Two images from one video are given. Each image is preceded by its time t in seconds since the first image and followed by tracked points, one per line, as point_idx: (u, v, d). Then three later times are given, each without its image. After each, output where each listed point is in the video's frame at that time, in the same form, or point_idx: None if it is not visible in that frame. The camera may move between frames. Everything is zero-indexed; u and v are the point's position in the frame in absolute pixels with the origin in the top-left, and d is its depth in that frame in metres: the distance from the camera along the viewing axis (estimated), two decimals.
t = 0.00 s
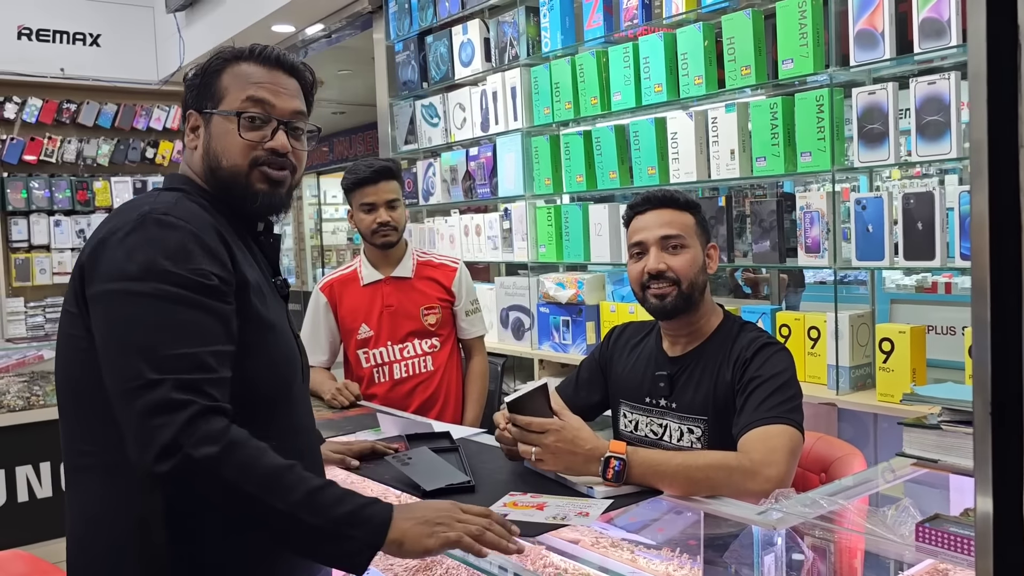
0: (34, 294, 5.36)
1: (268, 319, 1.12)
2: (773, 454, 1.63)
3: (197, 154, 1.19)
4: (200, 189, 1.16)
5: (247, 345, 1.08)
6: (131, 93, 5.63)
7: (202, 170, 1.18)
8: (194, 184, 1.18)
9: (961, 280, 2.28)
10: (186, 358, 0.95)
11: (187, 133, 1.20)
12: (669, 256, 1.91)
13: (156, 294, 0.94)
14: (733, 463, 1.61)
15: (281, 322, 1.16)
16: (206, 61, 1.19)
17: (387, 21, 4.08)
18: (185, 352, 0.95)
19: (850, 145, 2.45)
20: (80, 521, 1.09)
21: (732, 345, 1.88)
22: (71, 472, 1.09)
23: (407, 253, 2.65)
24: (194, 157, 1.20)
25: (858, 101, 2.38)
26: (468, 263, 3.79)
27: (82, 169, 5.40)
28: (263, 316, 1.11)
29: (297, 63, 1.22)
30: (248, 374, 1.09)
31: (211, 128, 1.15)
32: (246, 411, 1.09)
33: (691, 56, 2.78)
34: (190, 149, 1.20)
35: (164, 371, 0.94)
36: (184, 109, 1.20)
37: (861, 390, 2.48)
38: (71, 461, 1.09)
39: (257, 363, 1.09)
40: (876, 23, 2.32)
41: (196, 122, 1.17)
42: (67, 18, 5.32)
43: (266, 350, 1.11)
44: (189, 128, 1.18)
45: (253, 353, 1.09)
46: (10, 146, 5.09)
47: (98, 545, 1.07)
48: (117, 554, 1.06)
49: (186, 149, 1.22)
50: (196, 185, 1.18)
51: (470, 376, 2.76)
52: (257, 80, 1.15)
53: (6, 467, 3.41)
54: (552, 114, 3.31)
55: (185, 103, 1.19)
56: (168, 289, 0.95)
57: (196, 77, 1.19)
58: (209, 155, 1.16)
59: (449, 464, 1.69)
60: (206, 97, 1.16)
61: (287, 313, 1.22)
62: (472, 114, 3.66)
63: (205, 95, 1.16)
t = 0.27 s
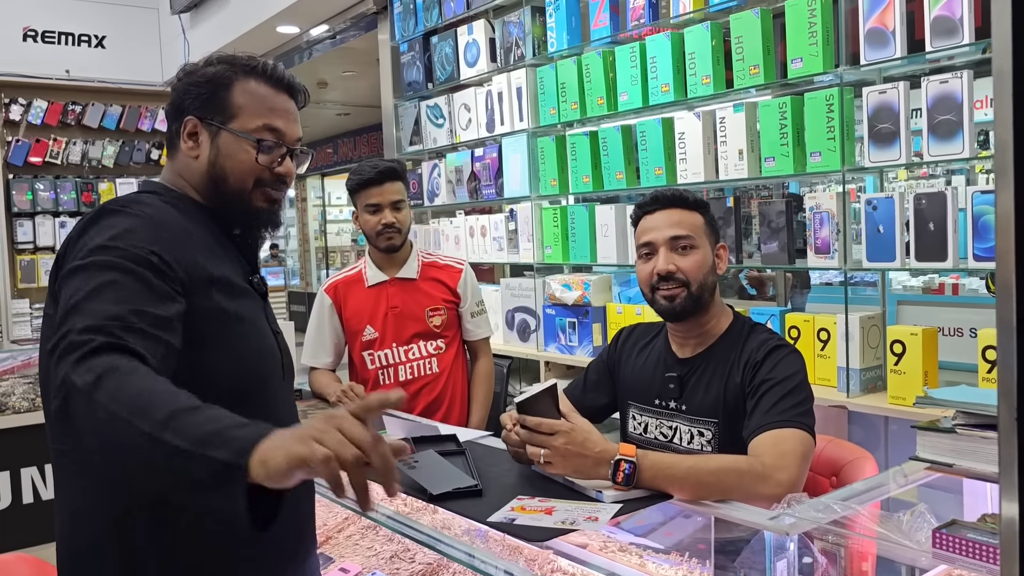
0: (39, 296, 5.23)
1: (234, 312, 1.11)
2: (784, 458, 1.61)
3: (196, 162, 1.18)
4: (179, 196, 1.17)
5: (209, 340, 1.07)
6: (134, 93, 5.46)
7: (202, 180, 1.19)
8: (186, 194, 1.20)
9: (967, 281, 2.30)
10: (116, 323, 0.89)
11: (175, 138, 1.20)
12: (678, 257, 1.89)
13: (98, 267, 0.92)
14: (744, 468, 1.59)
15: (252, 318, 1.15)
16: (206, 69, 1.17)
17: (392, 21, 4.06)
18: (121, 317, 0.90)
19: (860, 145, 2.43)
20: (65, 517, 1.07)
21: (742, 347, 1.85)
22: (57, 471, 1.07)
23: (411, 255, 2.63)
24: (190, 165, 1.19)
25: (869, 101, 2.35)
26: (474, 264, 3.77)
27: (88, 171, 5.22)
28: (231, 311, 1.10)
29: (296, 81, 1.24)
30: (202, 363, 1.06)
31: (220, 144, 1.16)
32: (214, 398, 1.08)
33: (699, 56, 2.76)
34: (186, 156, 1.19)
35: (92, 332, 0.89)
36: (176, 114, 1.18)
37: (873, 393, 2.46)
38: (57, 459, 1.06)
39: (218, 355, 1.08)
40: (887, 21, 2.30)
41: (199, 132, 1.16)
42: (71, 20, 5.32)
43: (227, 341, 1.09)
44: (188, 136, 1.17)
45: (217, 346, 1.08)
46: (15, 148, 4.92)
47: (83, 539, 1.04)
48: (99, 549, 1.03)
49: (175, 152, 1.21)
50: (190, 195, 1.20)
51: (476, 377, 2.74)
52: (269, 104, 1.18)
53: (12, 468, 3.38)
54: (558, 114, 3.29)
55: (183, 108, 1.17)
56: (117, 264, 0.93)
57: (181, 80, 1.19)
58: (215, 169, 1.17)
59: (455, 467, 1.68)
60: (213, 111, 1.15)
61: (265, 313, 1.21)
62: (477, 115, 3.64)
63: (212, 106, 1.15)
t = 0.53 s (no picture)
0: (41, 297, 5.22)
1: (231, 311, 1.12)
2: (792, 461, 1.59)
3: (196, 166, 1.17)
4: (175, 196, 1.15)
5: (207, 337, 1.08)
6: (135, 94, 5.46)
7: (201, 183, 1.18)
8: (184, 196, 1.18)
9: (970, 282, 2.30)
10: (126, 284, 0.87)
11: (169, 142, 1.19)
12: (684, 257, 1.87)
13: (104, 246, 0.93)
14: (753, 471, 1.57)
15: (248, 318, 1.16)
16: (202, 74, 1.17)
17: (394, 22, 4.05)
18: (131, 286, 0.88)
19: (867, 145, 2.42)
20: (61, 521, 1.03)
21: (748, 350, 1.84)
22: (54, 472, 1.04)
23: (414, 255, 2.62)
24: (188, 168, 1.18)
25: (877, 101, 2.34)
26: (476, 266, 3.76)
27: (90, 172, 5.17)
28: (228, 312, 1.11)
29: (290, 90, 1.26)
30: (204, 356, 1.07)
31: (223, 147, 1.15)
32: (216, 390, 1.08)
33: (704, 56, 2.75)
34: (184, 159, 1.17)
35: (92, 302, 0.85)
36: (175, 116, 1.17)
37: (880, 395, 2.45)
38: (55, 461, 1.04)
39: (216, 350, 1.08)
40: (895, 21, 2.28)
41: (200, 135, 1.15)
42: (72, 21, 5.30)
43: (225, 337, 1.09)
44: (188, 139, 1.15)
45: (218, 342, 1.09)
46: (16, 148, 4.91)
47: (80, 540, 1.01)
48: (98, 553, 0.99)
49: (172, 157, 1.19)
50: (189, 198, 1.18)
51: (479, 379, 2.71)
52: (271, 110, 1.19)
53: (13, 469, 3.37)
54: (562, 115, 3.28)
55: (184, 112, 1.16)
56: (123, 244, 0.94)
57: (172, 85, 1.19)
58: (217, 173, 1.16)
59: (461, 471, 1.66)
60: (216, 115, 1.15)
61: (258, 314, 1.21)
62: (480, 116, 3.63)
63: (214, 110, 1.15)
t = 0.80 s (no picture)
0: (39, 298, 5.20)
1: (224, 311, 1.11)
2: (794, 462, 1.58)
3: (200, 166, 1.16)
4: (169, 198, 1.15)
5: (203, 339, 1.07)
6: (135, 95, 5.44)
7: (205, 182, 1.17)
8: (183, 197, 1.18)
9: (968, 284, 2.32)
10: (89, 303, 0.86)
11: (161, 142, 1.18)
12: (677, 262, 1.86)
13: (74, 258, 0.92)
14: (755, 472, 1.56)
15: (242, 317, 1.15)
16: (192, 73, 1.16)
17: (394, 22, 4.05)
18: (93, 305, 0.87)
19: (868, 144, 2.42)
20: (57, 520, 1.03)
21: (746, 352, 1.83)
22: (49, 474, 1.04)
23: (414, 255, 2.61)
24: (191, 168, 1.16)
25: (878, 101, 2.34)
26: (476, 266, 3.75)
27: (89, 173, 5.18)
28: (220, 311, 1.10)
29: (283, 81, 1.25)
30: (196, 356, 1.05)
31: (226, 143, 1.14)
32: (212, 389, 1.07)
33: (705, 56, 2.75)
34: (187, 159, 1.16)
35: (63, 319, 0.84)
36: (170, 117, 1.16)
37: (881, 396, 2.45)
38: (51, 461, 1.02)
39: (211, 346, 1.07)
40: (897, 21, 2.28)
41: (200, 133, 1.14)
42: (71, 21, 5.29)
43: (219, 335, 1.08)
44: (189, 138, 1.14)
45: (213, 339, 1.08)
46: (15, 148, 4.89)
47: (78, 537, 1.01)
48: (91, 554, 1.00)
49: (172, 157, 1.17)
50: (190, 197, 1.18)
51: (479, 382, 2.70)
52: (267, 103, 1.18)
53: (11, 470, 3.35)
54: (563, 115, 3.27)
55: (179, 111, 1.15)
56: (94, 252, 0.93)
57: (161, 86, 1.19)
58: (222, 170, 1.15)
59: (462, 472, 1.66)
60: (215, 111, 1.14)
61: (254, 313, 1.21)
62: (480, 116, 3.62)
63: (211, 107, 1.14)
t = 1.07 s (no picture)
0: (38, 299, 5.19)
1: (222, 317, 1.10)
2: (797, 464, 1.58)
3: (185, 167, 1.12)
4: (157, 200, 1.13)
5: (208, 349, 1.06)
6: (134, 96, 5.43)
7: (191, 183, 1.13)
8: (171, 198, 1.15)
9: (967, 286, 2.34)
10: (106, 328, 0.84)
11: (152, 139, 1.15)
12: (665, 274, 1.86)
13: (75, 271, 0.89)
14: (759, 474, 1.56)
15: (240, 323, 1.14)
16: (186, 70, 1.11)
17: (394, 23, 4.05)
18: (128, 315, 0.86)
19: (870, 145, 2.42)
20: (48, 522, 1.05)
21: (747, 355, 1.83)
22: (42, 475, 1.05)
23: (415, 256, 2.60)
24: (178, 168, 1.13)
25: (880, 103, 2.34)
26: (475, 267, 3.75)
27: (88, 173, 5.17)
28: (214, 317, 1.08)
29: (282, 79, 1.18)
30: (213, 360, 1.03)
31: (210, 147, 1.09)
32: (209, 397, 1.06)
33: (706, 58, 2.75)
34: (173, 159, 1.12)
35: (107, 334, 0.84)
36: (162, 115, 1.12)
37: (881, 397, 2.45)
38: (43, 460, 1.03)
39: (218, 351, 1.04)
40: (898, 23, 2.28)
41: (186, 135, 1.09)
42: (69, 22, 5.27)
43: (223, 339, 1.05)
44: (174, 138, 1.10)
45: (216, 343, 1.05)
46: (14, 149, 4.87)
47: (65, 539, 1.02)
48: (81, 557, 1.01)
49: (161, 156, 1.14)
50: (177, 198, 1.15)
51: (481, 382, 2.69)
52: (259, 104, 1.11)
53: (10, 471, 3.34)
54: (563, 116, 3.28)
55: (169, 110, 1.11)
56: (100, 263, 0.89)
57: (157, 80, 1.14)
58: (206, 173, 1.11)
59: (464, 473, 1.65)
60: (202, 112, 1.09)
61: (251, 317, 1.19)
62: (480, 117, 3.62)
63: (200, 107, 1.08)
